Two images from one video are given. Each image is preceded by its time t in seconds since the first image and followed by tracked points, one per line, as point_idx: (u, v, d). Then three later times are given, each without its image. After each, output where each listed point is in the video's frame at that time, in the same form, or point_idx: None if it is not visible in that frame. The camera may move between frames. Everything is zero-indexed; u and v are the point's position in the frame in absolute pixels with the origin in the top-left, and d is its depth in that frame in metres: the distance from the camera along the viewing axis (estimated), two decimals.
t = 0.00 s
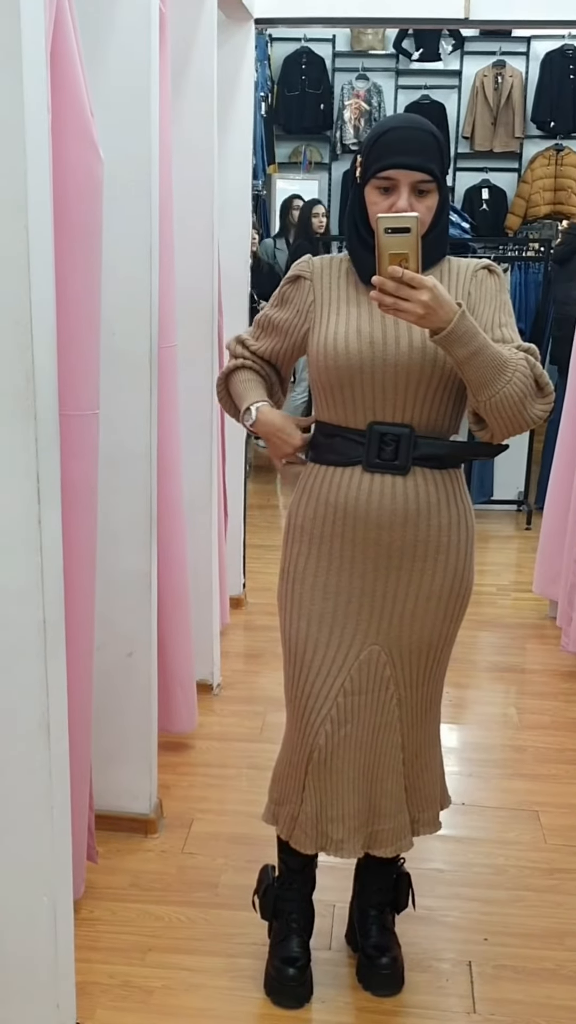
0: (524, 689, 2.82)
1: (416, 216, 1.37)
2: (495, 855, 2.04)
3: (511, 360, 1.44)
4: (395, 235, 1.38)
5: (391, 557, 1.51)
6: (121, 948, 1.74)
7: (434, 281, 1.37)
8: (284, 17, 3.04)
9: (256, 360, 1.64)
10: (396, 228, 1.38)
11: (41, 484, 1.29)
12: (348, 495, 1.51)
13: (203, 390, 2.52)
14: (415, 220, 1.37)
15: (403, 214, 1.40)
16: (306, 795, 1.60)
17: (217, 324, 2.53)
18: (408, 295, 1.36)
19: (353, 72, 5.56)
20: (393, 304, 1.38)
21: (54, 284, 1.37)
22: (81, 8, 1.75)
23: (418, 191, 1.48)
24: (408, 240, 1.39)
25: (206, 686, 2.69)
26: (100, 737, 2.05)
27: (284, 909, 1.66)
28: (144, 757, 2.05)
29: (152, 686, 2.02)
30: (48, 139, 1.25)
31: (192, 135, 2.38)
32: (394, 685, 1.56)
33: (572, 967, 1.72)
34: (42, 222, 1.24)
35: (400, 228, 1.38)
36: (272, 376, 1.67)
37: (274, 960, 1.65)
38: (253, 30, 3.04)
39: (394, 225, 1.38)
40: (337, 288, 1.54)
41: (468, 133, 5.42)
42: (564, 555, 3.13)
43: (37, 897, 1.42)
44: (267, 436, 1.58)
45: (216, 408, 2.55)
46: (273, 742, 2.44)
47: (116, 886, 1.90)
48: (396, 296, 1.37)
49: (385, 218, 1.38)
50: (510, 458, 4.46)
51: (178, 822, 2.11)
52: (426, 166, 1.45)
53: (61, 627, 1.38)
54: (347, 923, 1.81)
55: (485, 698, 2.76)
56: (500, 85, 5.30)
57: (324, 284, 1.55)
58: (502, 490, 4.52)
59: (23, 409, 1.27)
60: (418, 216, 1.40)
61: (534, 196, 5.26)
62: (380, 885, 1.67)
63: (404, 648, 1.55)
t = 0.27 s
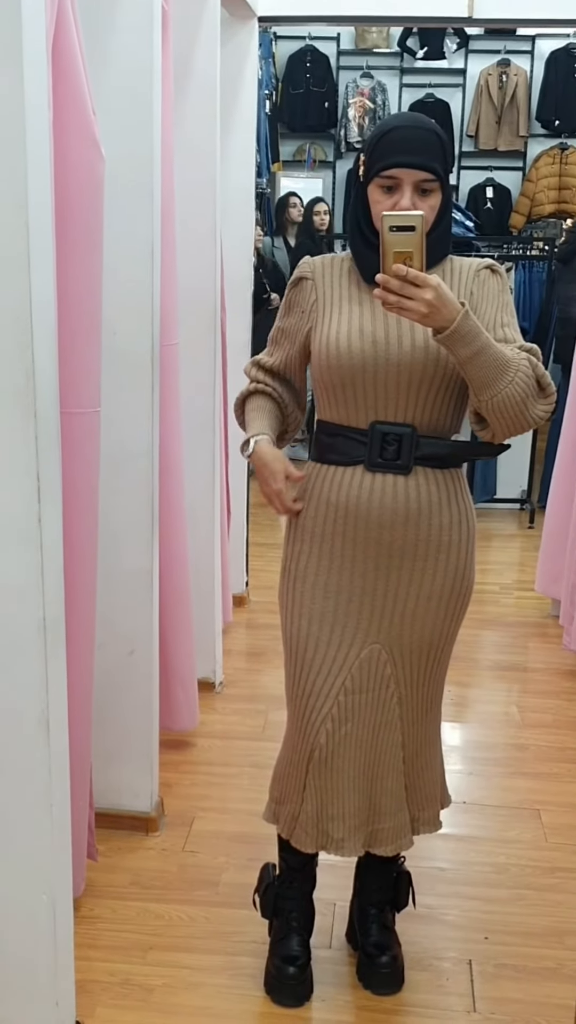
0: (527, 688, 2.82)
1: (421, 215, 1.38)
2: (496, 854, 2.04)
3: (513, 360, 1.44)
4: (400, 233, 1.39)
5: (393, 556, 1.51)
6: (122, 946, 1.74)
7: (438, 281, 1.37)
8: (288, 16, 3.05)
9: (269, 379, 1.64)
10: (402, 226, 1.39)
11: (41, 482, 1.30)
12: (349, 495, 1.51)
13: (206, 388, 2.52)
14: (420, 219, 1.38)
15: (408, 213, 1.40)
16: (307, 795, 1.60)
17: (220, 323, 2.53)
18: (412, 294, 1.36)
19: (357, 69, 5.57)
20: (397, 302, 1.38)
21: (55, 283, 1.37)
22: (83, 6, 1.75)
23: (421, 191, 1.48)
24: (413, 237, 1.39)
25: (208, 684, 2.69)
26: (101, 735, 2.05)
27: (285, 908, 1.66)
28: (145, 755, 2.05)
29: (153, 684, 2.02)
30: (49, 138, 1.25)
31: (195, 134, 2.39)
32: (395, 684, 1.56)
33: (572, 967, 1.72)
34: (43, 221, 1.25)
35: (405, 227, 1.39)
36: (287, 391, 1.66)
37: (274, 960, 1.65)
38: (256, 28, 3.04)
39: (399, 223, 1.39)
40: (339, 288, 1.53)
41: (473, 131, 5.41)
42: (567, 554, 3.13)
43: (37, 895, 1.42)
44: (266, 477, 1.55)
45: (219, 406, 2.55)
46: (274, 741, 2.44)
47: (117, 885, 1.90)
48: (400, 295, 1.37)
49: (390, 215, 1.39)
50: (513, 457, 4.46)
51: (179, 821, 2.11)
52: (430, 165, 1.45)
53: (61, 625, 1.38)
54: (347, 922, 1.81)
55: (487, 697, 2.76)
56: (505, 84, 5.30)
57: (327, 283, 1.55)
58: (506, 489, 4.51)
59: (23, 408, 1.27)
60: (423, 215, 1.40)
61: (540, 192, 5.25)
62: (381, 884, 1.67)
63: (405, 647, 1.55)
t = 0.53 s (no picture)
0: (529, 686, 2.82)
1: (424, 212, 1.38)
2: (498, 853, 2.04)
3: (516, 358, 1.44)
4: (404, 231, 1.38)
5: (395, 555, 1.51)
6: (123, 944, 1.74)
7: (442, 280, 1.37)
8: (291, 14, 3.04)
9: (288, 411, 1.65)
10: (405, 224, 1.38)
11: (41, 479, 1.30)
12: (352, 494, 1.51)
13: (208, 386, 2.52)
14: (424, 217, 1.38)
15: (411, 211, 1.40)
16: (309, 793, 1.60)
17: (222, 320, 2.53)
18: (415, 293, 1.36)
19: (361, 66, 5.55)
20: (400, 301, 1.38)
21: (55, 281, 1.37)
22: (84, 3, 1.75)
23: (424, 188, 1.48)
24: (417, 234, 1.39)
25: (210, 682, 2.70)
26: (103, 733, 2.06)
27: (286, 906, 1.66)
28: (147, 753, 2.05)
29: (155, 682, 2.03)
30: (50, 136, 1.26)
31: (197, 131, 2.38)
32: (397, 683, 1.56)
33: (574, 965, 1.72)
34: (44, 218, 1.25)
35: (408, 224, 1.38)
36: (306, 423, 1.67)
37: (275, 958, 1.65)
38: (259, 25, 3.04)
39: (403, 221, 1.38)
40: (343, 287, 1.53)
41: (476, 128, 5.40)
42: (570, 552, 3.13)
43: (38, 892, 1.42)
44: (271, 528, 1.61)
45: (221, 405, 2.55)
46: (276, 740, 2.44)
47: (118, 883, 1.91)
48: (402, 294, 1.37)
49: (394, 213, 1.38)
50: (516, 455, 4.46)
51: (181, 819, 2.11)
52: (432, 163, 1.45)
53: (62, 623, 1.38)
54: (349, 920, 1.81)
55: (489, 695, 2.76)
56: (509, 82, 5.30)
57: (329, 283, 1.55)
58: (509, 488, 4.49)
59: (24, 406, 1.27)
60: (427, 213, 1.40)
61: (544, 190, 5.25)
62: (381, 883, 1.67)
63: (407, 646, 1.55)
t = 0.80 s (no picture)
0: (534, 683, 2.82)
1: (429, 211, 1.37)
2: (503, 850, 2.04)
3: (522, 355, 1.43)
4: (409, 228, 1.38)
5: (403, 551, 1.51)
6: (128, 939, 1.74)
7: (447, 277, 1.36)
8: (297, 10, 3.04)
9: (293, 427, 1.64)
10: (410, 222, 1.38)
11: (48, 475, 1.30)
12: (358, 489, 1.51)
13: (213, 382, 2.52)
14: (429, 214, 1.37)
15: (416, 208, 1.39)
16: (310, 789, 1.59)
17: (227, 317, 2.53)
18: (419, 291, 1.36)
19: (366, 62, 5.54)
20: (405, 299, 1.38)
21: (62, 278, 1.38)
22: None
23: (430, 186, 1.48)
24: (422, 232, 1.38)
25: (214, 679, 2.70)
26: (109, 729, 2.06)
27: (289, 903, 1.66)
28: (152, 749, 2.05)
29: (160, 679, 2.03)
30: (57, 133, 1.26)
31: (202, 127, 2.38)
32: (402, 680, 1.56)
33: None
34: (51, 215, 1.25)
35: (413, 222, 1.38)
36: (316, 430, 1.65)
37: (278, 954, 1.65)
38: (264, 22, 3.04)
39: (408, 218, 1.38)
40: (349, 285, 1.53)
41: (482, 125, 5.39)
42: None
43: (44, 887, 1.43)
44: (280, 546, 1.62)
45: (226, 402, 2.55)
46: (281, 736, 2.44)
47: (123, 878, 1.91)
48: (408, 290, 1.37)
49: (399, 211, 1.38)
50: (522, 452, 4.46)
51: (186, 815, 2.11)
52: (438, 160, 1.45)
53: (68, 619, 1.39)
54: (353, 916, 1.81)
55: (495, 693, 2.76)
56: (514, 79, 5.29)
57: (336, 281, 1.55)
58: (513, 484, 4.51)
59: (31, 401, 1.27)
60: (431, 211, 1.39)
61: (549, 186, 5.22)
62: (387, 879, 1.67)
63: (413, 642, 1.54)
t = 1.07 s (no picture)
0: (540, 681, 2.82)
1: (434, 209, 1.37)
2: (509, 847, 2.04)
3: (529, 352, 1.43)
4: (414, 227, 1.37)
5: (413, 547, 1.51)
6: (134, 935, 1.75)
7: (452, 274, 1.36)
8: (304, 6, 3.04)
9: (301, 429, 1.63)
10: (415, 220, 1.37)
11: (55, 470, 1.30)
12: (367, 485, 1.51)
13: (219, 379, 2.52)
14: (434, 212, 1.37)
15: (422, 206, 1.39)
16: (311, 787, 1.59)
17: (233, 313, 2.53)
18: (425, 288, 1.36)
19: (372, 59, 5.54)
20: (410, 296, 1.37)
21: (69, 274, 1.38)
22: None
23: (437, 182, 1.47)
24: (427, 231, 1.38)
25: (220, 676, 2.70)
26: (115, 725, 2.06)
27: (285, 903, 1.65)
28: (158, 746, 2.05)
29: (166, 675, 2.03)
30: (65, 128, 1.26)
31: (209, 123, 2.38)
32: (408, 677, 1.56)
33: None
34: (59, 209, 1.25)
35: (418, 220, 1.38)
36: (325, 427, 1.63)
37: (269, 955, 1.63)
38: (271, 18, 3.03)
39: (413, 216, 1.38)
40: (359, 281, 1.53)
41: (488, 122, 5.38)
42: None
43: (50, 882, 1.43)
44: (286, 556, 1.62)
45: (231, 399, 2.54)
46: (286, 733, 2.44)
47: (129, 874, 1.91)
48: (413, 288, 1.37)
49: (404, 210, 1.38)
50: (527, 450, 4.45)
51: (192, 812, 2.12)
52: (444, 157, 1.44)
53: (75, 614, 1.39)
54: (359, 913, 1.81)
55: (500, 690, 2.76)
56: (521, 76, 5.27)
57: (345, 278, 1.54)
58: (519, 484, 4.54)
59: (38, 397, 1.27)
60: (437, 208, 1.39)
61: (555, 183, 5.21)
62: (394, 875, 1.67)
63: (421, 639, 1.54)
